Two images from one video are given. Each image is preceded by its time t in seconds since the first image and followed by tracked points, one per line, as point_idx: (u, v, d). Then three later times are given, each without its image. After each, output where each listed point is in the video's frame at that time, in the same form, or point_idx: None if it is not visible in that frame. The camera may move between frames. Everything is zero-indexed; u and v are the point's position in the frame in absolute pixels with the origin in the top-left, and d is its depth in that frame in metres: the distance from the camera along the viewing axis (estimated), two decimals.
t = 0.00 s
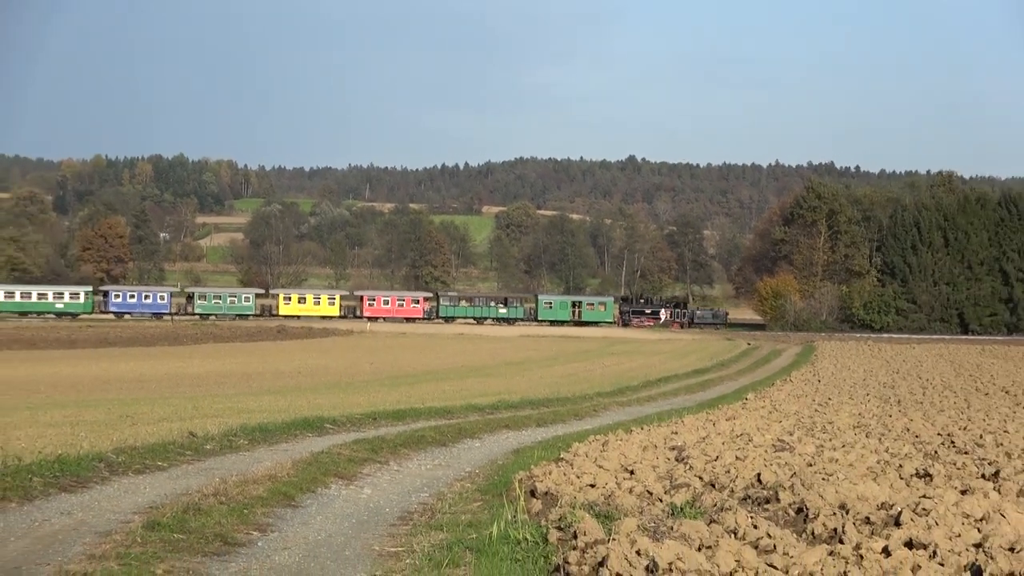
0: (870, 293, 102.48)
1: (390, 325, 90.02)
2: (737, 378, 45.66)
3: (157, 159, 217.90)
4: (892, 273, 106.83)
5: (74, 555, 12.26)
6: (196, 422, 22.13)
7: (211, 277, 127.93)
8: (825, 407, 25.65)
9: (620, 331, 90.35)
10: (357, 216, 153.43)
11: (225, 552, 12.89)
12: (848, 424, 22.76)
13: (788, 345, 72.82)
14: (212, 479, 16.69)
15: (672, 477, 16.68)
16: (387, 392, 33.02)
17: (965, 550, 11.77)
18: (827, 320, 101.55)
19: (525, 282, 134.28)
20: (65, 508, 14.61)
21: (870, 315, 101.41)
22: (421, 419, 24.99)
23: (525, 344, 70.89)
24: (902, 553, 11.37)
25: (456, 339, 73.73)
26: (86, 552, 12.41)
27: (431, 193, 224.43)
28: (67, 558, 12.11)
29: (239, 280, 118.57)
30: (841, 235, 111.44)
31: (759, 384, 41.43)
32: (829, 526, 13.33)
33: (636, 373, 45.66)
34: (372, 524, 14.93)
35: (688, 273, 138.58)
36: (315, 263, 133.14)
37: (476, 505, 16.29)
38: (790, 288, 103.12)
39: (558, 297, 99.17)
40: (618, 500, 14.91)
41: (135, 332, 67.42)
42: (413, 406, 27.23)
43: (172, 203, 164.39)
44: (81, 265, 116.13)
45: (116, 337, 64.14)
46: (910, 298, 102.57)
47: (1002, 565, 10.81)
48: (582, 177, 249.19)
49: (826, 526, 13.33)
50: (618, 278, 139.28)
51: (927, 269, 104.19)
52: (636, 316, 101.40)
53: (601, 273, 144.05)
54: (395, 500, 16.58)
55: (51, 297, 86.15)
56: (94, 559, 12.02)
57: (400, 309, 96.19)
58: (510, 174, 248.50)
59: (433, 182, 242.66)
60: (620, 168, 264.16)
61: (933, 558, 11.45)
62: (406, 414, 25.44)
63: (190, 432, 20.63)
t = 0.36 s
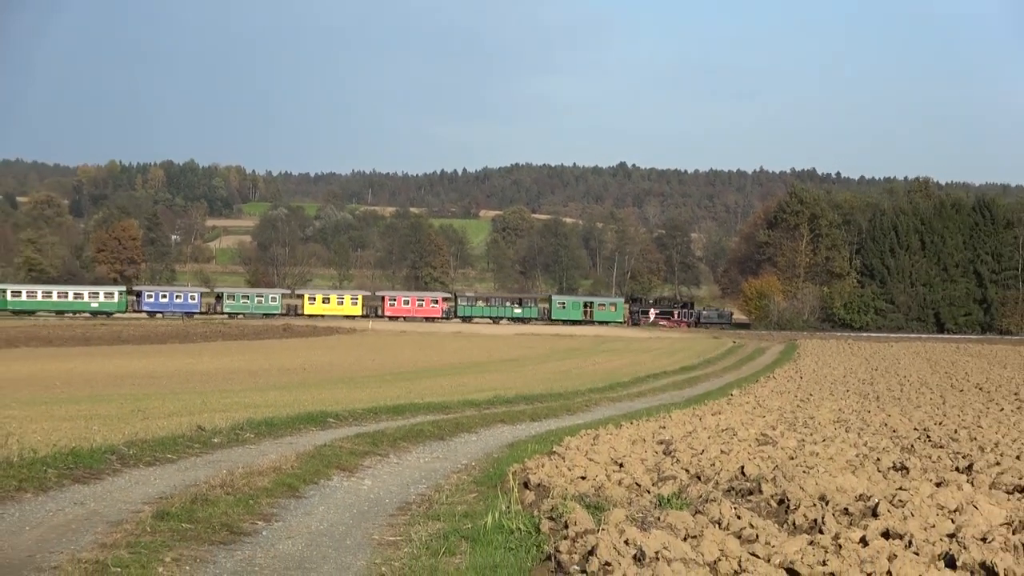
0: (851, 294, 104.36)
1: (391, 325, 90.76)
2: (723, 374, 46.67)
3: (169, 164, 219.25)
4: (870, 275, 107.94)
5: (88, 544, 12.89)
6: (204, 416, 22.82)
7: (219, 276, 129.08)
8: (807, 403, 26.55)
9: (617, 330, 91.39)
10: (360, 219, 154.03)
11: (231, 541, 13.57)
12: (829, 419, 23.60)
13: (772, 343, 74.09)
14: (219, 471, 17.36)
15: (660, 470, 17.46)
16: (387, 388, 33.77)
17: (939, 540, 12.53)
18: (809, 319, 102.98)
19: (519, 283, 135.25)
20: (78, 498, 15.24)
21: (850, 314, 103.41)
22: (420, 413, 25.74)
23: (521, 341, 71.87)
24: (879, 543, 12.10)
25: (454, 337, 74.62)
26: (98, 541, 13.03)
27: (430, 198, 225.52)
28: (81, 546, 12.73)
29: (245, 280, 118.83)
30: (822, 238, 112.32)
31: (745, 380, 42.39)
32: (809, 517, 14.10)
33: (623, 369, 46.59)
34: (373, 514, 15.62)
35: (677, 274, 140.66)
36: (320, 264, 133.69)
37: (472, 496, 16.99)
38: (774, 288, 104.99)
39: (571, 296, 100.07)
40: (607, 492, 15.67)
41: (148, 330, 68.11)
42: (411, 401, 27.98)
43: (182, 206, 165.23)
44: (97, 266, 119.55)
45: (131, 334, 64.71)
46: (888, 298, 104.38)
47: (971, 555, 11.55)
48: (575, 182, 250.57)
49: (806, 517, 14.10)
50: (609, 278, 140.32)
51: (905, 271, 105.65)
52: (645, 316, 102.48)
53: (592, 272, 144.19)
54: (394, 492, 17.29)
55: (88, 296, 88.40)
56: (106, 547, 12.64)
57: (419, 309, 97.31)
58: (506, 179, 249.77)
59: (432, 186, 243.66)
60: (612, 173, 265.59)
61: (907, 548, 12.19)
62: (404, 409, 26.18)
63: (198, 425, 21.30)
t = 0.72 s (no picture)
0: (845, 293, 103.87)
1: (387, 324, 90.82)
2: (718, 373, 46.71)
3: (162, 164, 219.01)
4: (865, 274, 108.87)
5: (82, 543, 12.91)
6: (199, 415, 22.81)
7: (214, 276, 128.72)
8: (801, 402, 26.63)
9: (612, 329, 91.53)
10: (355, 218, 153.99)
11: (226, 541, 13.59)
12: (823, 418, 23.67)
13: (767, 342, 74.22)
14: (214, 470, 17.41)
15: (654, 469, 17.50)
16: (382, 387, 33.80)
17: (933, 538, 12.57)
18: (804, 318, 103.03)
19: (515, 282, 135.24)
20: (73, 498, 15.25)
21: (844, 314, 102.71)
22: (415, 413, 25.78)
23: (515, 341, 71.97)
24: (872, 542, 12.16)
25: (449, 336, 74.67)
26: (93, 540, 13.04)
27: (425, 198, 225.57)
28: (75, 546, 12.74)
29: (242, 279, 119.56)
30: (816, 237, 112.90)
31: (739, 379, 42.48)
32: (803, 516, 14.16)
33: (620, 369, 46.69)
34: (368, 513, 15.65)
35: (672, 273, 141.11)
36: (315, 263, 133.99)
37: (467, 495, 17.03)
38: (769, 288, 106.90)
39: (585, 297, 100.14)
40: (602, 491, 15.72)
41: (143, 330, 68.13)
42: (406, 401, 28.00)
43: (177, 205, 165.18)
44: (92, 266, 119.25)
45: (126, 334, 64.72)
46: (883, 297, 104.38)
47: (964, 553, 11.61)
48: (570, 181, 250.83)
49: (801, 516, 14.14)
50: (603, 277, 140.42)
51: (899, 270, 106.25)
52: (660, 316, 101.59)
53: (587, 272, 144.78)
54: (389, 491, 17.34)
55: (104, 297, 89.00)
56: (101, 547, 12.66)
57: (434, 309, 97.72)
58: (501, 179, 249.89)
59: (427, 186, 243.64)
60: (606, 173, 265.72)
61: (902, 546, 12.23)
62: (400, 408, 26.21)
63: (194, 425, 21.31)
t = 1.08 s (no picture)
0: (841, 292, 103.65)
1: (382, 323, 90.77)
2: (714, 372, 46.65)
3: (157, 163, 218.83)
4: (861, 273, 109.51)
5: (77, 543, 12.89)
6: (196, 415, 22.78)
7: (210, 276, 128.50)
8: (797, 400, 26.67)
9: (608, 328, 91.47)
10: (351, 218, 153.71)
11: (221, 540, 13.60)
12: (818, 417, 23.67)
13: (762, 341, 74.24)
14: (209, 469, 17.40)
15: (649, 468, 17.53)
16: (377, 386, 33.79)
17: (928, 537, 12.60)
18: (799, 317, 102.53)
19: (511, 281, 135.19)
20: (68, 497, 15.24)
21: (840, 312, 102.49)
22: (411, 412, 25.77)
23: (509, 340, 71.93)
24: (868, 541, 12.18)
25: (444, 335, 74.61)
26: (88, 540, 13.03)
27: (421, 197, 225.42)
28: (69, 546, 12.71)
29: (236, 278, 119.52)
30: (812, 236, 113.14)
31: (734, 378, 42.46)
32: (798, 514, 14.18)
33: (616, 368, 46.59)
34: (363, 513, 15.65)
35: (667, 272, 141.23)
36: (310, 263, 134.00)
37: (462, 494, 17.02)
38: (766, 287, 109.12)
39: (598, 296, 99.67)
40: (597, 489, 15.75)
41: (138, 329, 67.99)
42: (403, 400, 28.01)
43: (172, 204, 164.99)
44: (88, 265, 118.94)
45: (121, 333, 64.62)
46: (878, 296, 104.30)
47: (959, 551, 11.64)
48: (565, 181, 250.75)
49: (795, 515, 14.17)
50: (599, 276, 140.44)
51: (894, 269, 106.63)
52: (673, 315, 99.58)
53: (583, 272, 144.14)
54: (384, 489, 17.35)
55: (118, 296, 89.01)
56: (96, 546, 12.67)
57: (448, 308, 97.57)
58: (497, 178, 249.76)
59: (422, 185, 243.42)
60: (602, 172, 265.48)
61: (897, 545, 12.25)
62: (396, 407, 26.20)
63: (190, 424, 21.29)
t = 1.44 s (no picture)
0: (834, 290, 103.46)
1: (377, 320, 90.73)
2: (707, 370, 46.73)
3: (150, 161, 218.29)
4: (855, 270, 110.24)
5: (71, 541, 12.90)
6: (190, 413, 22.78)
7: (204, 274, 128.28)
8: (792, 398, 26.73)
9: (601, 325, 91.48)
10: (345, 216, 153.42)
11: (215, 538, 13.61)
12: (813, 414, 23.73)
13: (756, 339, 74.35)
14: (203, 468, 17.39)
15: (644, 465, 17.56)
16: (371, 384, 33.78)
17: (922, 534, 12.65)
18: (792, 314, 104.02)
19: (505, 279, 135.19)
20: (62, 496, 15.25)
21: (834, 309, 102.13)
22: (404, 410, 25.78)
23: (503, 337, 71.95)
24: (862, 538, 12.22)
25: (438, 333, 74.58)
26: (82, 538, 13.03)
27: (415, 195, 225.29)
28: (63, 544, 12.71)
29: (230, 276, 119.35)
30: (806, 233, 113.32)
31: (728, 376, 42.50)
32: (793, 512, 14.22)
33: (610, 365, 46.59)
34: (357, 511, 15.66)
35: (661, 270, 141.36)
36: (304, 261, 133.90)
37: (456, 492, 17.03)
38: (758, 284, 110.52)
39: (611, 294, 99.55)
40: (591, 487, 15.77)
41: (131, 327, 67.82)
42: (397, 398, 28.00)
43: (166, 203, 164.73)
44: (82, 263, 118.84)
45: (114, 332, 64.47)
46: (872, 293, 104.55)
47: (954, 548, 11.67)
48: (559, 178, 250.74)
49: (789, 512, 14.21)
50: (593, 273, 140.43)
51: (888, 267, 106.94)
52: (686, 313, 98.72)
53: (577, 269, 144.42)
54: (378, 487, 17.36)
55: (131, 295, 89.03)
56: (90, 545, 12.68)
57: (461, 306, 97.70)
58: (491, 176, 249.68)
59: (416, 183, 243.23)
60: (596, 169, 265.53)
61: (891, 542, 12.30)
62: (390, 405, 26.20)
63: (184, 422, 21.29)
